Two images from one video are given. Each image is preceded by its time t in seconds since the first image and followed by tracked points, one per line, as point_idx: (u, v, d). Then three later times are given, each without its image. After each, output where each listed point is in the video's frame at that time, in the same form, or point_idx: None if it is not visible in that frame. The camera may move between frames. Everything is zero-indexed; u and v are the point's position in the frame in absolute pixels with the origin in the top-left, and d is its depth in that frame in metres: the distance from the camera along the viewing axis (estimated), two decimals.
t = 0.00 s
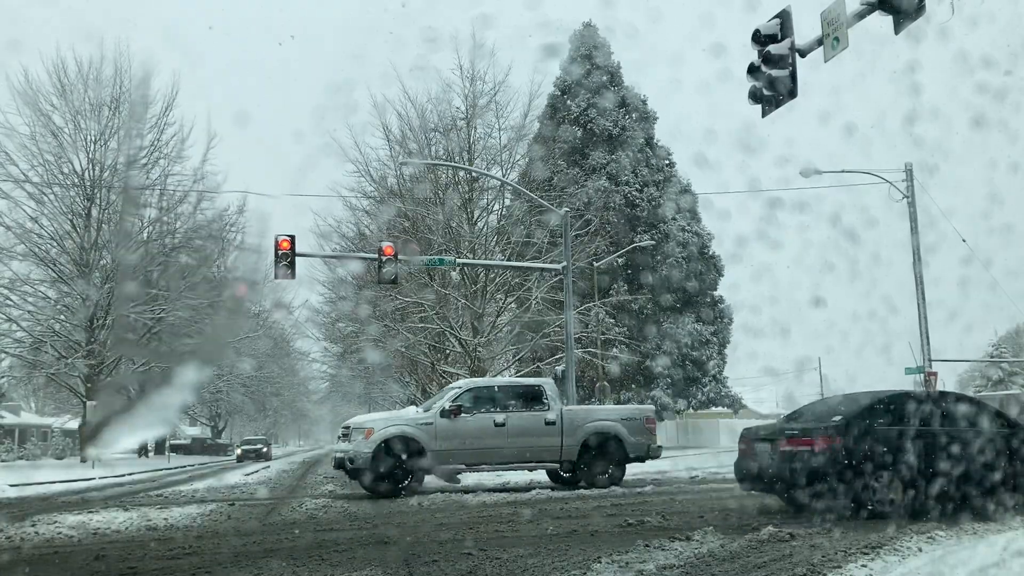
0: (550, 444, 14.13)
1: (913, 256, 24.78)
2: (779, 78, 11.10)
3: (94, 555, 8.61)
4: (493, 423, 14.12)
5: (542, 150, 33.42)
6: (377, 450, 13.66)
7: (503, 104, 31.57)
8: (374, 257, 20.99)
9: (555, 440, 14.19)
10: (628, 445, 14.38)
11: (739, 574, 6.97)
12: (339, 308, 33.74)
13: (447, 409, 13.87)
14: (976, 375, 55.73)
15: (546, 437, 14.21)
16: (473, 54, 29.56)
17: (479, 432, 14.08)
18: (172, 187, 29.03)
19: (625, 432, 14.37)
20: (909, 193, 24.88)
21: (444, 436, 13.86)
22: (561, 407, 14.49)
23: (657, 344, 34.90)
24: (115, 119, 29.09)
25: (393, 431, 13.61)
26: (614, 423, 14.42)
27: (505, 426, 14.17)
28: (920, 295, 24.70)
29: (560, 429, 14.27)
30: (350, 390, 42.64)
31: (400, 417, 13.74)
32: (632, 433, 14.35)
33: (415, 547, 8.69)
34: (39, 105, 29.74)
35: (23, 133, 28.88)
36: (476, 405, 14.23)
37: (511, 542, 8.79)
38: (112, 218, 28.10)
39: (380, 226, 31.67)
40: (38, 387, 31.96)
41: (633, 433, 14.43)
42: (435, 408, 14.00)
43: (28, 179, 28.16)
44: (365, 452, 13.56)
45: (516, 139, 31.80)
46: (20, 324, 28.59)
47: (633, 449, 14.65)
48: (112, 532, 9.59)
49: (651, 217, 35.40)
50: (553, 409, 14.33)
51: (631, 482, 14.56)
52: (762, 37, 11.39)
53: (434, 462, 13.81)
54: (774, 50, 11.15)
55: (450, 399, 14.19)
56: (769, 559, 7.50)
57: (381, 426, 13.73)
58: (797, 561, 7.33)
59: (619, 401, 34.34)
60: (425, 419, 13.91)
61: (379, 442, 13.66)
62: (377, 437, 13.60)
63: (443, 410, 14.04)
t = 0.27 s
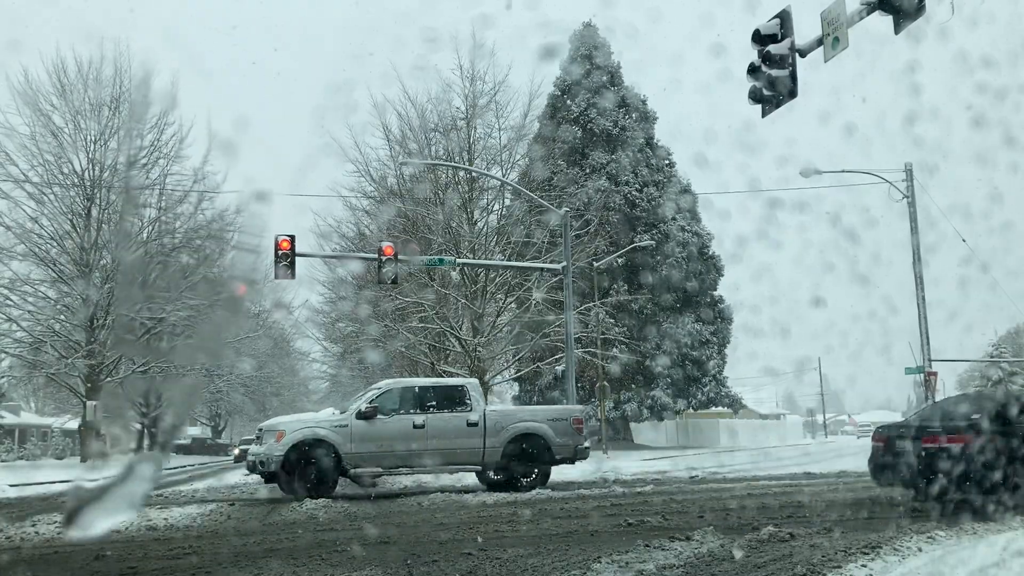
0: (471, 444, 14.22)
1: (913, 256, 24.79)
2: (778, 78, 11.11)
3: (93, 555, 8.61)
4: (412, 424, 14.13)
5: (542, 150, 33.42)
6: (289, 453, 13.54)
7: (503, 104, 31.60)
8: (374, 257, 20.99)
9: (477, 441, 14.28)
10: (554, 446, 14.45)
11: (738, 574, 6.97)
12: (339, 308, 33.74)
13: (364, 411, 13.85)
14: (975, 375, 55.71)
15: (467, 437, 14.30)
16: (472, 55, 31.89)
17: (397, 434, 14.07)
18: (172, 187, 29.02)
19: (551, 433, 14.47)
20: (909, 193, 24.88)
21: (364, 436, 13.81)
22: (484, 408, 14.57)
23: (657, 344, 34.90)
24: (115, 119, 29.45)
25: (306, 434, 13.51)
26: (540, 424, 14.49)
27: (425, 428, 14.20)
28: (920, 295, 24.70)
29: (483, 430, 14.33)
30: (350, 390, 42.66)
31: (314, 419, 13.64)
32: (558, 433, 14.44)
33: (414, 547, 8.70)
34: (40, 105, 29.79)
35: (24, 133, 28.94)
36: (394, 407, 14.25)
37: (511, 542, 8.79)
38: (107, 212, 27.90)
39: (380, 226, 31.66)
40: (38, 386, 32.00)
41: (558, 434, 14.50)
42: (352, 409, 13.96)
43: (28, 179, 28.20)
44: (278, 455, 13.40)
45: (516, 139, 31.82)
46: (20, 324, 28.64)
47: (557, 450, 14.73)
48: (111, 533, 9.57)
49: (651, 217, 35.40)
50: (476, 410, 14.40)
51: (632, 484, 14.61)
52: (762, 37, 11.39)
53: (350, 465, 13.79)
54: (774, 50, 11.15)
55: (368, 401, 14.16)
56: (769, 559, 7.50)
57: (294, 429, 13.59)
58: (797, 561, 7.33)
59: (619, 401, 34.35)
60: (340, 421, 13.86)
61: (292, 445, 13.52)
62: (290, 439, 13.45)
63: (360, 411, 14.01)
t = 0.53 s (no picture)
0: (384, 446, 14.46)
1: (913, 256, 24.79)
2: (778, 78, 11.11)
3: (93, 555, 8.60)
4: (322, 427, 14.34)
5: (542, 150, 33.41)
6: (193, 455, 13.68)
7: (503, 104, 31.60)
8: (373, 257, 20.98)
9: (388, 442, 14.51)
10: (473, 448, 14.87)
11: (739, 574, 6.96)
12: (339, 308, 33.72)
13: (271, 413, 14.02)
14: (975, 375, 55.65)
15: (380, 439, 14.53)
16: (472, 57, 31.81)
17: (306, 435, 14.30)
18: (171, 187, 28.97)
19: (469, 434, 14.88)
20: (909, 193, 24.87)
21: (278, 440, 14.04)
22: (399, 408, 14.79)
23: (657, 344, 34.90)
24: (115, 119, 29.39)
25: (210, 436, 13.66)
26: (458, 426, 14.85)
27: (335, 430, 14.42)
28: (920, 295, 24.70)
29: (398, 432, 14.60)
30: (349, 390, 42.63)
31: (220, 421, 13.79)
32: (475, 436, 14.82)
33: (414, 547, 8.69)
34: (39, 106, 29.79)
35: (23, 133, 28.95)
36: (304, 409, 14.42)
37: (511, 542, 8.78)
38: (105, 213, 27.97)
39: (380, 226, 31.64)
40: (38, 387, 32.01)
41: (476, 436, 14.92)
42: (258, 411, 14.11)
43: (28, 179, 28.21)
44: (181, 457, 13.55)
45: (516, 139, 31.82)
46: (20, 324, 28.65)
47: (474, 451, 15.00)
48: (112, 533, 9.58)
49: (651, 217, 35.40)
50: (390, 412, 14.62)
51: (630, 484, 14.66)
52: (762, 37, 11.40)
53: (258, 467, 14.00)
54: (774, 50, 11.15)
55: (277, 403, 14.34)
56: (769, 559, 7.49)
57: (199, 430, 13.70)
58: (797, 561, 7.33)
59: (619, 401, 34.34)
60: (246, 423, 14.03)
61: (197, 446, 13.65)
62: (193, 442, 13.56)
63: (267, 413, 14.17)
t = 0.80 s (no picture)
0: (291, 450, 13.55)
1: (913, 256, 24.79)
2: (778, 78, 11.11)
3: (93, 555, 8.60)
4: (222, 429, 13.40)
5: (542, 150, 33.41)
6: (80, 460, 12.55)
7: (503, 104, 31.60)
8: (373, 257, 20.97)
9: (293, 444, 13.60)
10: (382, 452, 13.81)
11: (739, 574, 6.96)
12: (340, 308, 33.71)
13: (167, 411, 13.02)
14: (974, 375, 55.63)
15: (287, 443, 13.60)
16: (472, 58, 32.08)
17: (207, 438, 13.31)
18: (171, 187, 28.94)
19: (379, 436, 13.82)
20: (909, 193, 24.87)
21: (162, 444, 12.98)
22: (305, 411, 13.89)
23: (657, 344, 34.90)
24: (115, 119, 29.45)
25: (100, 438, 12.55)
26: (367, 428, 13.77)
27: (238, 432, 13.48)
28: (920, 295, 24.69)
29: (302, 435, 13.67)
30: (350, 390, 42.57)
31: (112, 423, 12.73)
32: (388, 439, 13.81)
33: (415, 547, 8.69)
34: (40, 105, 29.82)
35: (24, 133, 28.97)
36: (203, 409, 13.45)
37: (511, 542, 8.78)
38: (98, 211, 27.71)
39: (380, 226, 31.62)
40: (38, 387, 32.06)
41: (386, 439, 13.86)
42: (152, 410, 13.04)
43: (28, 179, 28.24)
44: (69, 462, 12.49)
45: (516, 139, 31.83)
46: (20, 324, 28.72)
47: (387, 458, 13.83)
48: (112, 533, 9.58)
49: (651, 217, 35.39)
50: (294, 414, 13.69)
51: (631, 484, 14.68)
52: (762, 37, 11.39)
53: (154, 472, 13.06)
54: (774, 50, 11.15)
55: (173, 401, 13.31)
56: (770, 559, 7.50)
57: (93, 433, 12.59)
58: (797, 562, 7.33)
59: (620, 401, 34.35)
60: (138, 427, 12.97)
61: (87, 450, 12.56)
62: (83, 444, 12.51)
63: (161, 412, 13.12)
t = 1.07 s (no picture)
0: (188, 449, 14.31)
1: (913, 256, 24.80)
2: (778, 78, 11.12)
3: (93, 555, 8.60)
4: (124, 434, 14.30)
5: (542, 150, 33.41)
6: None
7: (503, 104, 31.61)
8: (373, 257, 20.98)
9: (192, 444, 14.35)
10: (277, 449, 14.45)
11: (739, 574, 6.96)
12: (340, 308, 33.67)
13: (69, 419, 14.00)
14: (975, 375, 55.60)
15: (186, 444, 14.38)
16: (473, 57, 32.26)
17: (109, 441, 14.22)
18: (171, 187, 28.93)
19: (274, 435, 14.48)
20: (909, 193, 24.87)
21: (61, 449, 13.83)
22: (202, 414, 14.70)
23: (657, 344, 34.89)
24: (115, 119, 29.48)
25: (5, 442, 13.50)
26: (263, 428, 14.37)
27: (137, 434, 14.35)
28: (921, 295, 24.69)
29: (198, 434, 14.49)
30: (350, 390, 42.56)
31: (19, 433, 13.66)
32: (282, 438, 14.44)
33: (415, 547, 8.70)
34: (40, 105, 29.84)
35: (23, 133, 28.98)
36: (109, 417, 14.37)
37: (510, 542, 8.78)
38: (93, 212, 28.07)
39: (380, 226, 31.59)
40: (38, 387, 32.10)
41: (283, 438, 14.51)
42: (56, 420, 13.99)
43: (28, 179, 28.26)
44: None
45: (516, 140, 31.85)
46: (20, 324, 28.69)
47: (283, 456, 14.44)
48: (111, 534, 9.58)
49: (651, 217, 35.40)
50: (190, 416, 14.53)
51: (630, 483, 14.70)
52: (762, 37, 11.41)
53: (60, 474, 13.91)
54: (773, 50, 11.16)
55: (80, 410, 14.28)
56: (769, 559, 7.50)
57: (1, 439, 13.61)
58: (797, 562, 7.33)
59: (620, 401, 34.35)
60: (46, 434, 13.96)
61: None
62: None
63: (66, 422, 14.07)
